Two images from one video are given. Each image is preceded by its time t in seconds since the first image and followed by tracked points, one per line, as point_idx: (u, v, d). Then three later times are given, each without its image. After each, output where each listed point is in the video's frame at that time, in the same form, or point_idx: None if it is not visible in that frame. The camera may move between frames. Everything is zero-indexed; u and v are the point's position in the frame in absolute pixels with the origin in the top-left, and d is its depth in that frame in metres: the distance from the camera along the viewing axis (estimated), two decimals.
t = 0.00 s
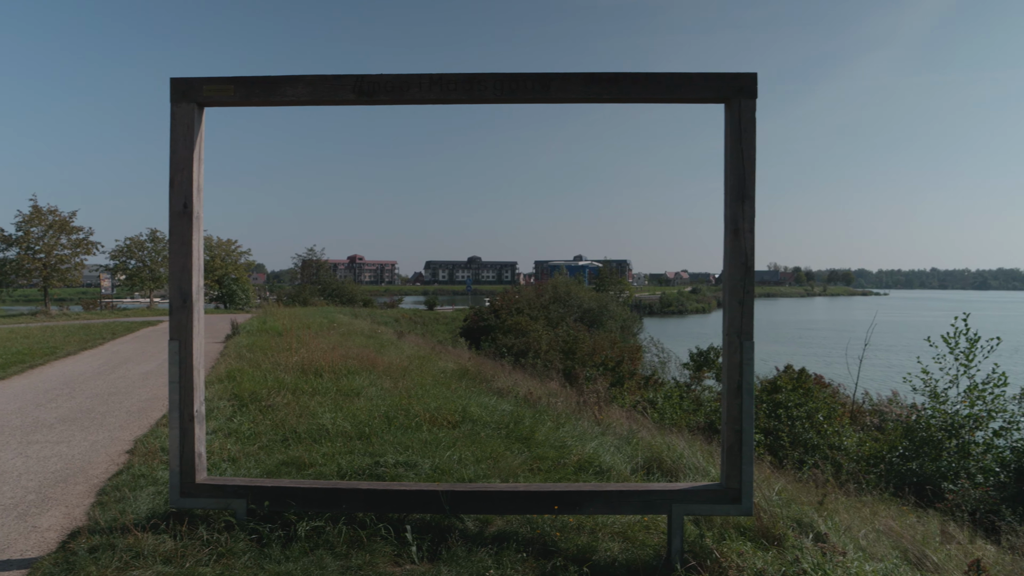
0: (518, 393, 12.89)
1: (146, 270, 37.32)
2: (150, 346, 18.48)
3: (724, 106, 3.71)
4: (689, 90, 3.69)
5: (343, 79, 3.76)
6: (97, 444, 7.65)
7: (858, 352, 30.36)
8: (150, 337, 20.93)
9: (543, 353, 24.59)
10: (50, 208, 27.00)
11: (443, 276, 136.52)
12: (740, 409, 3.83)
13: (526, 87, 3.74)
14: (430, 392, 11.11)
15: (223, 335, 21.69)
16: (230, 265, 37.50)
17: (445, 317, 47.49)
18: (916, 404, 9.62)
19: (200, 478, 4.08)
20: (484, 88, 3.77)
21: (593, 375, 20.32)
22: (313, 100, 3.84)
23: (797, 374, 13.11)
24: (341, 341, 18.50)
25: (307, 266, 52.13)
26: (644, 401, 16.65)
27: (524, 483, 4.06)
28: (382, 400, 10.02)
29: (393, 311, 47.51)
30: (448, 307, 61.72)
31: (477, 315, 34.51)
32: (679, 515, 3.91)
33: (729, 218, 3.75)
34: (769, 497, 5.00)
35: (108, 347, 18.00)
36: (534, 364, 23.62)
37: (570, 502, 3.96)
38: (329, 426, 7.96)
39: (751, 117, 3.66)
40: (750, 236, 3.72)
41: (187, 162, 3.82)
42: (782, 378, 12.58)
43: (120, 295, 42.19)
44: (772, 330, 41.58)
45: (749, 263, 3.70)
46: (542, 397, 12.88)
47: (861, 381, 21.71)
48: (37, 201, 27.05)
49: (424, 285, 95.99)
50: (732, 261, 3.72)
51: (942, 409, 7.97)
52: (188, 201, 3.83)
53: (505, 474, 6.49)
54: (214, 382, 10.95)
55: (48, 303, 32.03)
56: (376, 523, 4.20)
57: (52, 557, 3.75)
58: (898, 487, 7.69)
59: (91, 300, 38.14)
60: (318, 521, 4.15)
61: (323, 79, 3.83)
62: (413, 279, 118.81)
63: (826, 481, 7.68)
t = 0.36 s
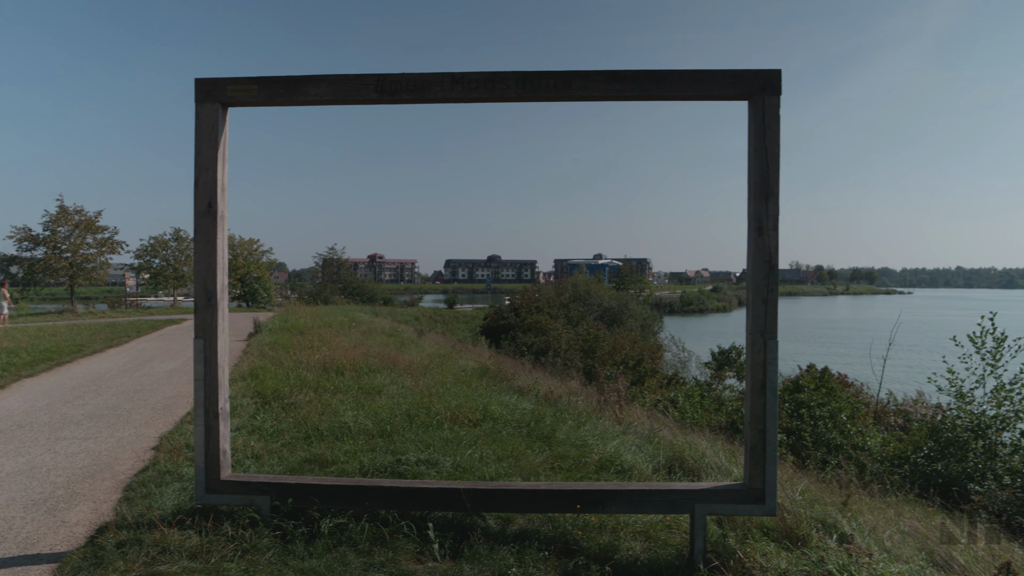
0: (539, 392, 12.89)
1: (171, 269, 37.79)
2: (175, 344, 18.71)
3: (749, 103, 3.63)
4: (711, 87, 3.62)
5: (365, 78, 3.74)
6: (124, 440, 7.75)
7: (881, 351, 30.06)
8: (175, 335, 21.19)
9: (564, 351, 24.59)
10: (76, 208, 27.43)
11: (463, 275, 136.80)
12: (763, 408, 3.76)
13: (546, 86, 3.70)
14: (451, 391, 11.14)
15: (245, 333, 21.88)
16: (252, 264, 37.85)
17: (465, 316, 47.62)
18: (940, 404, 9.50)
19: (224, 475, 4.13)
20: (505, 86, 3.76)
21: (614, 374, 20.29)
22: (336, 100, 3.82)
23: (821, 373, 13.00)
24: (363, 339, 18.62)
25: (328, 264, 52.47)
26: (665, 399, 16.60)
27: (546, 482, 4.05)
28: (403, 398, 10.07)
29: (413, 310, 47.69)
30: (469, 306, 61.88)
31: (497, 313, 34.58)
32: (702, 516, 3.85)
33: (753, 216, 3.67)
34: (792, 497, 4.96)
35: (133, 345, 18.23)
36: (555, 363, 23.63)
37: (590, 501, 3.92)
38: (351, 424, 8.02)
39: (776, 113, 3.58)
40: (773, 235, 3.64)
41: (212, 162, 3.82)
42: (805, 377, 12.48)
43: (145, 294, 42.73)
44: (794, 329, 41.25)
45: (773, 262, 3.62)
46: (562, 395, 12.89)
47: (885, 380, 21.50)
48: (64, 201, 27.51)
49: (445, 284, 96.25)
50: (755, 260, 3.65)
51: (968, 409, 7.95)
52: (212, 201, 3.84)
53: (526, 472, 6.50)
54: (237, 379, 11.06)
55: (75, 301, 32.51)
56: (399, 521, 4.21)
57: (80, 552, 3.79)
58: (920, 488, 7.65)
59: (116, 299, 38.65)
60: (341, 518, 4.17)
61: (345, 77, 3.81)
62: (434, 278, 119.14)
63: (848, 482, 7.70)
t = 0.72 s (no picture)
0: (566, 390, 12.85)
1: (200, 268, 38.25)
2: (205, 342, 18.91)
3: (778, 100, 3.57)
4: (740, 84, 3.56)
5: (394, 77, 3.72)
6: (156, 437, 7.82)
7: (912, 350, 29.60)
8: (204, 334, 21.43)
9: (590, 350, 24.51)
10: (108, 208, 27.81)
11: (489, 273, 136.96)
12: (794, 407, 3.67)
13: (575, 83, 3.66)
14: (478, 389, 11.14)
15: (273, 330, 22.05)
16: (280, 262, 38.21)
17: (490, 314, 47.67)
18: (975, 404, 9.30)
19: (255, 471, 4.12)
20: (534, 83, 3.70)
21: (640, 372, 20.19)
22: (365, 100, 3.80)
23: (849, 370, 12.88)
24: (389, 337, 18.70)
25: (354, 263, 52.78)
26: (692, 399, 16.47)
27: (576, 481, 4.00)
28: (430, 397, 10.08)
29: (439, 308, 47.81)
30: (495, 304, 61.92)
31: (522, 311, 34.55)
32: (732, 515, 3.78)
33: (782, 214, 3.60)
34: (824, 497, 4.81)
35: (164, 342, 18.46)
36: (580, 361, 23.54)
37: (621, 501, 3.84)
38: (379, 422, 8.02)
39: (806, 110, 3.52)
40: (804, 233, 3.54)
41: (243, 162, 3.82)
42: (834, 375, 12.38)
43: (175, 292, 43.28)
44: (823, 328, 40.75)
45: (803, 261, 3.54)
46: (589, 394, 12.82)
47: (917, 379, 21.16)
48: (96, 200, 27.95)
49: (471, 283, 96.41)
50: (784, 259, 3.57)
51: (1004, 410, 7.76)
52: (244, 202, 3.85)
53: (554, 471, 6.47)
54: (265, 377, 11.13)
55: (107, 299, 32.99)
56: (427, 517, 4.19)
57: (116, 546, 3.85)
58: (956, 488, 7.45)
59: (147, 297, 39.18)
60: (370, 515, 4.14)
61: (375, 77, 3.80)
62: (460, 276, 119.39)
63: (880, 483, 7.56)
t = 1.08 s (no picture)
0: (595, 392, 12.79)
1: (232, 269, 38.73)
2: (236, 341, 19.13)
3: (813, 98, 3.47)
4: (775, 84, 3.46)
5: (424, 80, 3.69)
6: (190, 436, 7.93)
7: (950, 353, 29.02)
8: (237, 333, 21.73)
9: (618, 352, 24.40)
10: (143, 211, 28.28)
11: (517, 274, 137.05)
12: (829, 411, 3.54)
13: (606, 85, 3.58)
14: (507, 390, 11.13)
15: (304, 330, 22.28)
16: (311, 264, 38.59)
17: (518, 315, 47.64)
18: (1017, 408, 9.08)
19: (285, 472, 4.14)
20: (564, 85, 3.66)
21: (669, 374, 20.06)
22: (395, 103, 3.77)
23: (883, 376, 12.60)
24: (417, 338, 18.76)
25: (383, 264, 53.07)
26: (722, 401, 16.32)
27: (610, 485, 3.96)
28: (460, 397, 10.10)
29: (467, 309, 47.91)
30: (523, 305, 61.99)
31: (550, 312, 34.49)
32: (765, 519, 3.67)
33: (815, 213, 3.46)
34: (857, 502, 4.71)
35: (197, 342, 18.75)
36: (609, 363, 23.45)
37: (653, 502, 3.77)
38: (409, 422, 8.05)
39: (840, 109, 3.41)
40: (840, 233, 3.43)
41: (276, 164, 3.86)
42: (866, 379, 12.13)
43: (207, 293, 43.88)
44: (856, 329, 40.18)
45: (839, 260, 3.41)
46: (619, 395, 12.78)
47: (953, 381, 20.78)
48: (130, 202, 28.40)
49: (495, 283, 96.44)
50: (818, 259, 3.44)
51: None
52: (276, 202, 3.86)
53: (584, 473, 6.43)
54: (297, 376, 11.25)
55: (142, 300, 33.55)
56: (458, 519, 4.17)
57: (151, 544, 3.94)
58: (996, 495, 7.34)
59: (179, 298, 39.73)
60: (401, 515, 4.14)
61: (405, 80, 3.78)
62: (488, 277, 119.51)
63: (915, 488, 7.45)
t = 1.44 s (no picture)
0: (623, 395, 12.82)
1: (262, 272, 39.29)
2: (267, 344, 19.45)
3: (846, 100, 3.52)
4: (804, 85, 3.54)
5: (455, 85, 3.85)
6: (222, 437, 8.13)
7: (988, 358, 28.46)
8: (268, 336, 22.09)
9: (646, 355, 24.33)
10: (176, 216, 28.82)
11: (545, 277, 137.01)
12: (863, 416, 3.61)
13: (635, 87, 3.69)
14: (535, 393, 11.21)
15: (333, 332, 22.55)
16: (340, 267, 39.00)
17: (545, 318, 47.66)
18: None
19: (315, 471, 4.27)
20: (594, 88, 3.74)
21: (698, 377, 19.97)
22: (426, 106, 3.96)
23: (917, 378, 12.25)
24: (445, 341, 18.90)
25: (411, 267, 53.42)
26: (752, 405, 16.25)
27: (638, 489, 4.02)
28: (487, 400, 10.21)
29: (494, 312, 48.05)
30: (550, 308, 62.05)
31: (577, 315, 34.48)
32: (797, 525, 3.73)
33: (849, 217, 3.52)
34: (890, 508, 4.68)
35: (229, 344, 19.12)
36: (637, 366, 23.41)
37: (683, 507, 3.84)
38: (438, 425, 8.17)
39: (874, 111, 3.46)
40: (873, 237, 3.49)
41: (307, 170, 3.97)
42: (899, 384, 11.74)
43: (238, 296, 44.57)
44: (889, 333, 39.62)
45: (873, 264, 3.48)
46: (647, 399, 12.78)
47: (991, 387, 20.39)
48: (164, 206, 29.00)
49: (523, 286, 96.56)
50: (852, 262, 3.51)
51: None
52: (308, 207, 3.98)
53: (613, 477, 6.47)
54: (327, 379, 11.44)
55: (174, 303, 34.18)
56: (487, 521, 4.26)
57: (186, 543, 4.07)
58: None
59: (211, 301, 40.36)
60: (431, 517, 4.24)
61: (436, 84, 3.94)
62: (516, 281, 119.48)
63: (948, 495, 7.38)
